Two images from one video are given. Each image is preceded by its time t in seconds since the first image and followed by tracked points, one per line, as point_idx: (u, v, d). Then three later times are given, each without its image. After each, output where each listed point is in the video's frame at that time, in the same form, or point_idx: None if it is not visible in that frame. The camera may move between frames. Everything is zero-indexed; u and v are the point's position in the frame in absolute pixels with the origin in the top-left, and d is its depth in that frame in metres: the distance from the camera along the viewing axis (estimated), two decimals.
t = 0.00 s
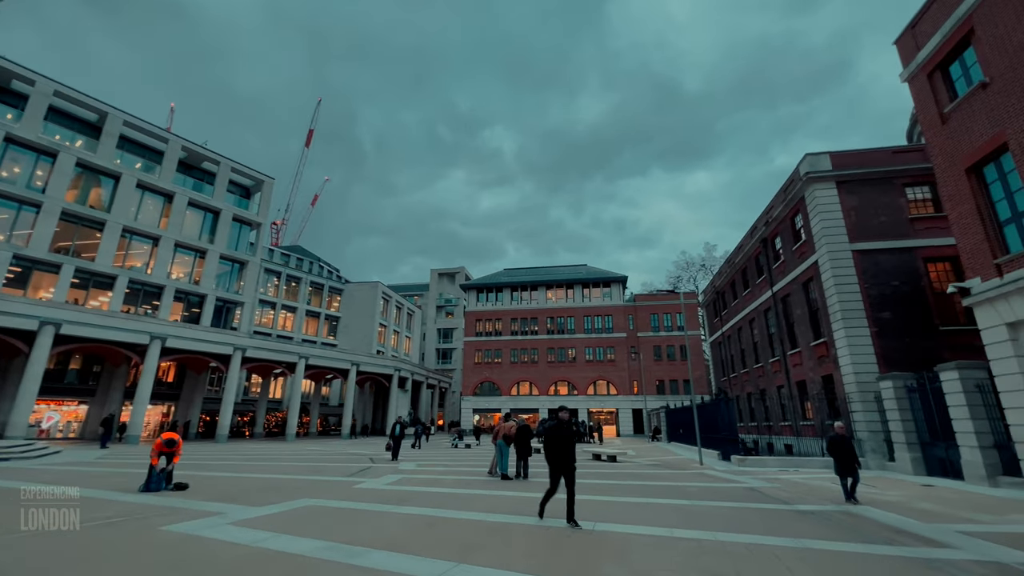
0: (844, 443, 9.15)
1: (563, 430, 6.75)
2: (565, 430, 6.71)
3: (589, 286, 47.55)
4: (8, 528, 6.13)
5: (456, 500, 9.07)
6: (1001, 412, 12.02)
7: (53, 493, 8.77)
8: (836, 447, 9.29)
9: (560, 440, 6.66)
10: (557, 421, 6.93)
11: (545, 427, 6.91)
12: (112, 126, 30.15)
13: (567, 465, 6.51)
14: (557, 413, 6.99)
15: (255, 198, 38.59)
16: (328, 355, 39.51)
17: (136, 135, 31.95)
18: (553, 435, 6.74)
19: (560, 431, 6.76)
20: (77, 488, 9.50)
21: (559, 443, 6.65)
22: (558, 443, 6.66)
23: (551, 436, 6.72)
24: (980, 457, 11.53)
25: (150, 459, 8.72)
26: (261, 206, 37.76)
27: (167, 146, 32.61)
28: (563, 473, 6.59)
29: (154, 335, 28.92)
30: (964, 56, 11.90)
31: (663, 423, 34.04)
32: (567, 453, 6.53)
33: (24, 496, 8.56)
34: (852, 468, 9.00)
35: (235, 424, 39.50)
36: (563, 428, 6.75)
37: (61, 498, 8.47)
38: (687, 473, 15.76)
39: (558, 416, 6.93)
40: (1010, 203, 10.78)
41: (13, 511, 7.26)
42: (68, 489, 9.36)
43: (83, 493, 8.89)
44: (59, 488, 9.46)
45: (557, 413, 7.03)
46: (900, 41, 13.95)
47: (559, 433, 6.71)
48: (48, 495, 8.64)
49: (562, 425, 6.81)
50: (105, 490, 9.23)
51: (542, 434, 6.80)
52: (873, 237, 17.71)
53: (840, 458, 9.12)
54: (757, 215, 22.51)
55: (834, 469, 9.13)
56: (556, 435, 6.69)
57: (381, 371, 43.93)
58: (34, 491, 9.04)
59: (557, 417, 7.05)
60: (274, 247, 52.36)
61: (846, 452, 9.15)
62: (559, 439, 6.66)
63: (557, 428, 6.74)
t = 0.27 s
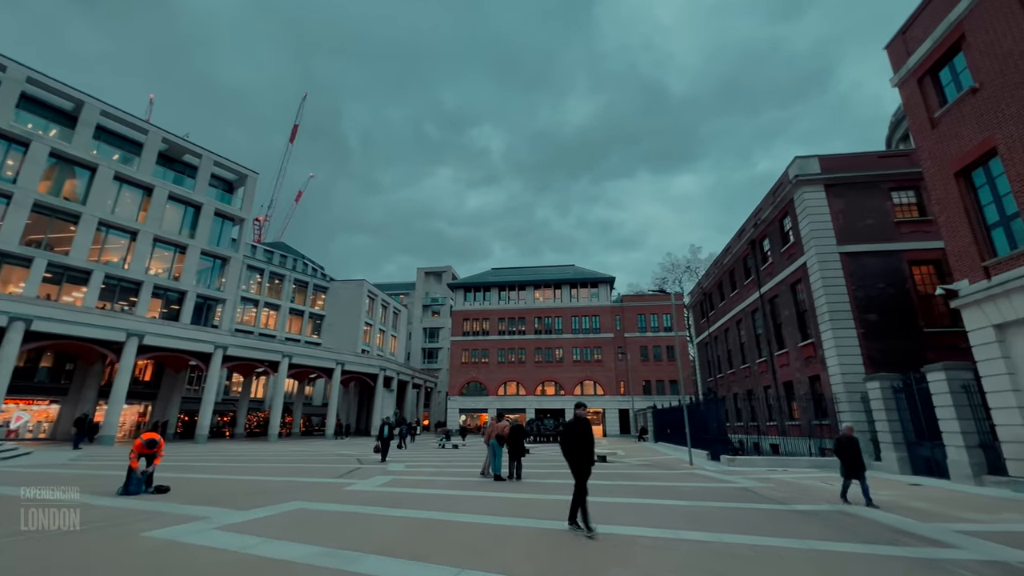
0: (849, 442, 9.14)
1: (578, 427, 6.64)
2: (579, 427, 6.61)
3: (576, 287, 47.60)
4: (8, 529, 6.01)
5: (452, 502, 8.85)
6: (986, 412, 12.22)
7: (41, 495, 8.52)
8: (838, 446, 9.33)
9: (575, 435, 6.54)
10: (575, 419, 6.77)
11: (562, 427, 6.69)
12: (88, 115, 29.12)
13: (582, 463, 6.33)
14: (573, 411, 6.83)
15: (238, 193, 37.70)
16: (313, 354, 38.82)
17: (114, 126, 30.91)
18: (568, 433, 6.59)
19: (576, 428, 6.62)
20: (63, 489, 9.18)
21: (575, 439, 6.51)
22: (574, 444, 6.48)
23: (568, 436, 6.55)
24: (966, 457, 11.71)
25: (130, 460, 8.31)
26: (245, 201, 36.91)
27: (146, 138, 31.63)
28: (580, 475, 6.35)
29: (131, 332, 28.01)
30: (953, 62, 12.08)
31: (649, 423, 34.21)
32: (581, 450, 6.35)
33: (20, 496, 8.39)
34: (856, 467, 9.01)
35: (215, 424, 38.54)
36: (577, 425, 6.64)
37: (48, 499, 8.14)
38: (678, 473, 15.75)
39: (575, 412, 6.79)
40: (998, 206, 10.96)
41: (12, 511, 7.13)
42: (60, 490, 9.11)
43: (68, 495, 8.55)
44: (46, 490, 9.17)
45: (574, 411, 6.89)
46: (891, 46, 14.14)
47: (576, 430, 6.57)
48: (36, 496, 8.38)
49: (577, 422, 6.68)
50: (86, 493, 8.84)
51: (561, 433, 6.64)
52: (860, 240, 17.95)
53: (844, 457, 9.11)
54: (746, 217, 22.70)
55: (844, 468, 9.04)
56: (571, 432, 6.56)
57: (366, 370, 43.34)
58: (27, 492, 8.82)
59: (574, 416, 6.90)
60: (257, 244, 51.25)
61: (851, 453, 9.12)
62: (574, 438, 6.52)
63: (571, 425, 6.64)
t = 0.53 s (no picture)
0: (858, 443, 9.03)
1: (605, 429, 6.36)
2: (607, 428, 6.34)
3: (564, 287, 47.60)
4: (7, 530, 5.90)
5: (448, 504, 8.64)
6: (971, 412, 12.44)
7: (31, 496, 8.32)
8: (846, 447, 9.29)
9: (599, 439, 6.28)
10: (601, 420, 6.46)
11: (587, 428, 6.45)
12: (63, 104, 28.06)
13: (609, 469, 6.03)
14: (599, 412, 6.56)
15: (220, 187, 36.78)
16: (297, 352, 38.10)
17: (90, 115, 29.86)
18: (594, 435, 6.34)
19: (601, 431, 6.33)
20: (46, 492, 8.89)
21: (599, 443, 6.22)
22: (597, 442, 6.27)
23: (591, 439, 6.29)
24: (952, 456, 11.92)
25: (109, 462, 7.91)
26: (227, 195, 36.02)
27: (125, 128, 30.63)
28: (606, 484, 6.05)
29: (107, 329, 27.09)
30: (944, 67, 12.27)
31: (636, 423, 34.36)
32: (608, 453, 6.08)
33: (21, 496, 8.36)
34: (867, 469, 8.84)
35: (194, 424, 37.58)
36: (603, 428, 6.33)
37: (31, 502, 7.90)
38: (669, 473, 15.75)
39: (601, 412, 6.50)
40: (986, 210, 11.16)
41: (11, 512, 7.06)
42: (52, 491, 8.99)
43: (50, 498, 8.23)
44: (39, 491, 9.02)
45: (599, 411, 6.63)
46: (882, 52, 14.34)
47: (600, 432, 6.31)
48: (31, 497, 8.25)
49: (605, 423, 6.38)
50: (68, 496, 8.51)
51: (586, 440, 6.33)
52: (848, 242, 18.20)
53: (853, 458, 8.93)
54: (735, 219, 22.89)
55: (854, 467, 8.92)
56: (596, 436, 6.28)
57: (351, 369, 42.71)
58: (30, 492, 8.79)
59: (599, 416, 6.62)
60: (239, 239, 50.11)
61: (860, 454, 9.00)
62: (598, 438, 6.28)
63: (598, 428, 6.33)
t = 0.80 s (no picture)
0: (872, 446, 8.71)
1: (635, 434, 6.00)
2: (637, 434, 5.98)
3: (553, 287, 47.55)
4: None
5: (444, 507, 8.45)
6: (958, 413, 12.62)
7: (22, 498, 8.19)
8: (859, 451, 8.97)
9: (628, 445, 5.93)
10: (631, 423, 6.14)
11: (614, 434, 6.07)
12: (39, 92, 27.07)
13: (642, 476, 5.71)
14: (629, 415, 6.21)
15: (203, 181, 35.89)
16: (281, 351, 37.39)
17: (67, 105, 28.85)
18: (622, 440, 5.98)
19: (633, 434, 6.00)
20: (34, 495, 8.67)
21: (627, 449, 5.90)
22: (626, 446, 5.95)
23: (619, 443, 5.96)
24: (941, 456, 12.08)
25: (87, 466, 7.51)
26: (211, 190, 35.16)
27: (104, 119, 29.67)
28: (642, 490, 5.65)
29: (83, 326, 26.21)
30: (936, 73, 12.41)
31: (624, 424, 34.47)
32: (639, 459, 5.79)
33: (24, 497, 8.42)
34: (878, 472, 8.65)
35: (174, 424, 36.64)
36: (634, 431, 5.99)
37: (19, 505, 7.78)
38: (661, 474, 15.74)
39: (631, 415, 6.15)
40: (976, 215, 11.32)
41: None
42: (54, 492, 9.03)
43: (32, 502, 7.95)
44: (43, 491, 9.05)
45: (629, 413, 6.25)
46: (874, 57, 14.49)
47: (629, 438, 5.96)
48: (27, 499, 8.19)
49: (635, 428, 6.03)
50: (50, 500, 8.21)
51: (613, 445, 5.98)
52: (837, 245, 18.41)
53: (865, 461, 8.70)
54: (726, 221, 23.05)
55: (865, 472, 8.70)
56: (623, 440, 5.97)
57: (337, 369, 42.08)
58: (36, 492, 8.90)
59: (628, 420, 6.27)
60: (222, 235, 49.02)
61: (873, 458, 8.71)
62: (627, 443, 5.94)
63: (628, 430, 6.01)
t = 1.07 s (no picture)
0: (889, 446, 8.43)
1: (678, 439, 5.64)
2: (681, 440, 5.63)
3: (545, 286, 47.49)
4: None
5: (444, 507, 8.24)
6: (951, 413, 12.75)
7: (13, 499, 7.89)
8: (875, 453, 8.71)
9: (671, 452, 5.57)
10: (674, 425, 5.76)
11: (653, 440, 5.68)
12: (19, 80, 26.21)
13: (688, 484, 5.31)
14: (673, 414, 5.80)
15: (190, 175, 35.16)
16: (268, 349, 36.76)
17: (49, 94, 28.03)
18: (669, 444, 5.62)
19: (680, 439, 5.66)
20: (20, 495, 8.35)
21: (669, 455, 5.56)
22: (671, 451, 5.60)
23: (662, 450, 5.59)
24: (934, 456, 12.19)
25: (70, 467, 7.15)
26: (198, 184, 34.43)
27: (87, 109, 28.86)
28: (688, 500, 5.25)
29: (63, 322, 25.46)
30: (932, 76, 12.52)
31: (616, 423, 34.49)
32: (686, 466, 5.43)
33: (23, 496, 8.19)
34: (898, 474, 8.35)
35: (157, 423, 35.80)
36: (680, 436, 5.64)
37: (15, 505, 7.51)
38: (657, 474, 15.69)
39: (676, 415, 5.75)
40: (972, 216, 11.42)
41: None
42: (50, 491, 8.80)
43: (17, 503, 7.63)
44: (43, 490, 8.84)
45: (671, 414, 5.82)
46: (870, 59, 14.61)
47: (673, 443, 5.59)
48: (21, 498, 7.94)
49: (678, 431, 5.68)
50: (35, 501, 7.87)
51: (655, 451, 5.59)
52: (830, 246, 18.55)
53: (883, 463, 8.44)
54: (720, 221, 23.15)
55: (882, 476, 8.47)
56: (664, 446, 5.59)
57: (325, 367, 41.51)
58: (34, 491, 8.66)
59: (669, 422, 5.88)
60: (208, 231, 48.07)
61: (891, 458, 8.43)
62: (674, 449, 5.60)
63: (675, 433, 5.64)
